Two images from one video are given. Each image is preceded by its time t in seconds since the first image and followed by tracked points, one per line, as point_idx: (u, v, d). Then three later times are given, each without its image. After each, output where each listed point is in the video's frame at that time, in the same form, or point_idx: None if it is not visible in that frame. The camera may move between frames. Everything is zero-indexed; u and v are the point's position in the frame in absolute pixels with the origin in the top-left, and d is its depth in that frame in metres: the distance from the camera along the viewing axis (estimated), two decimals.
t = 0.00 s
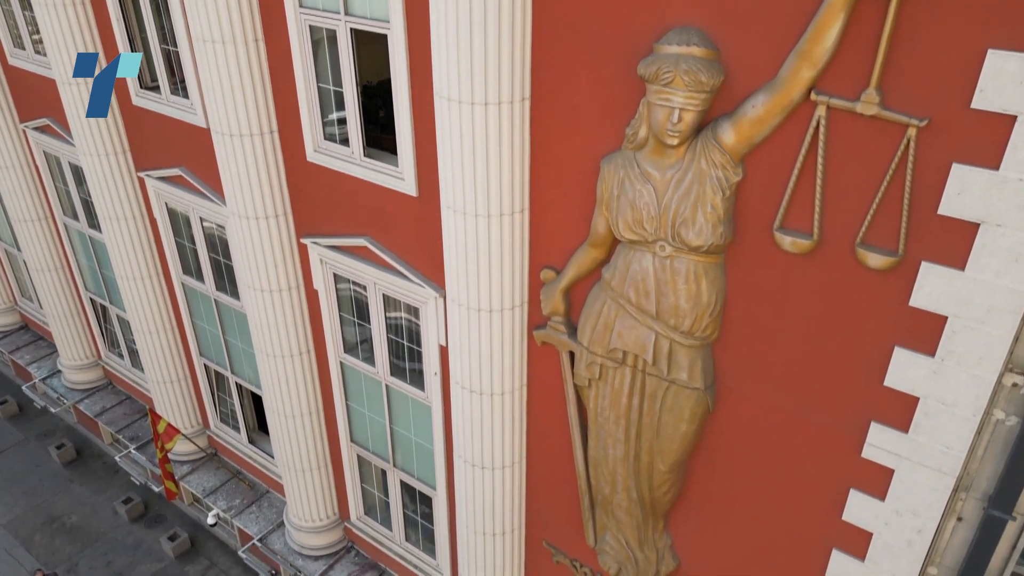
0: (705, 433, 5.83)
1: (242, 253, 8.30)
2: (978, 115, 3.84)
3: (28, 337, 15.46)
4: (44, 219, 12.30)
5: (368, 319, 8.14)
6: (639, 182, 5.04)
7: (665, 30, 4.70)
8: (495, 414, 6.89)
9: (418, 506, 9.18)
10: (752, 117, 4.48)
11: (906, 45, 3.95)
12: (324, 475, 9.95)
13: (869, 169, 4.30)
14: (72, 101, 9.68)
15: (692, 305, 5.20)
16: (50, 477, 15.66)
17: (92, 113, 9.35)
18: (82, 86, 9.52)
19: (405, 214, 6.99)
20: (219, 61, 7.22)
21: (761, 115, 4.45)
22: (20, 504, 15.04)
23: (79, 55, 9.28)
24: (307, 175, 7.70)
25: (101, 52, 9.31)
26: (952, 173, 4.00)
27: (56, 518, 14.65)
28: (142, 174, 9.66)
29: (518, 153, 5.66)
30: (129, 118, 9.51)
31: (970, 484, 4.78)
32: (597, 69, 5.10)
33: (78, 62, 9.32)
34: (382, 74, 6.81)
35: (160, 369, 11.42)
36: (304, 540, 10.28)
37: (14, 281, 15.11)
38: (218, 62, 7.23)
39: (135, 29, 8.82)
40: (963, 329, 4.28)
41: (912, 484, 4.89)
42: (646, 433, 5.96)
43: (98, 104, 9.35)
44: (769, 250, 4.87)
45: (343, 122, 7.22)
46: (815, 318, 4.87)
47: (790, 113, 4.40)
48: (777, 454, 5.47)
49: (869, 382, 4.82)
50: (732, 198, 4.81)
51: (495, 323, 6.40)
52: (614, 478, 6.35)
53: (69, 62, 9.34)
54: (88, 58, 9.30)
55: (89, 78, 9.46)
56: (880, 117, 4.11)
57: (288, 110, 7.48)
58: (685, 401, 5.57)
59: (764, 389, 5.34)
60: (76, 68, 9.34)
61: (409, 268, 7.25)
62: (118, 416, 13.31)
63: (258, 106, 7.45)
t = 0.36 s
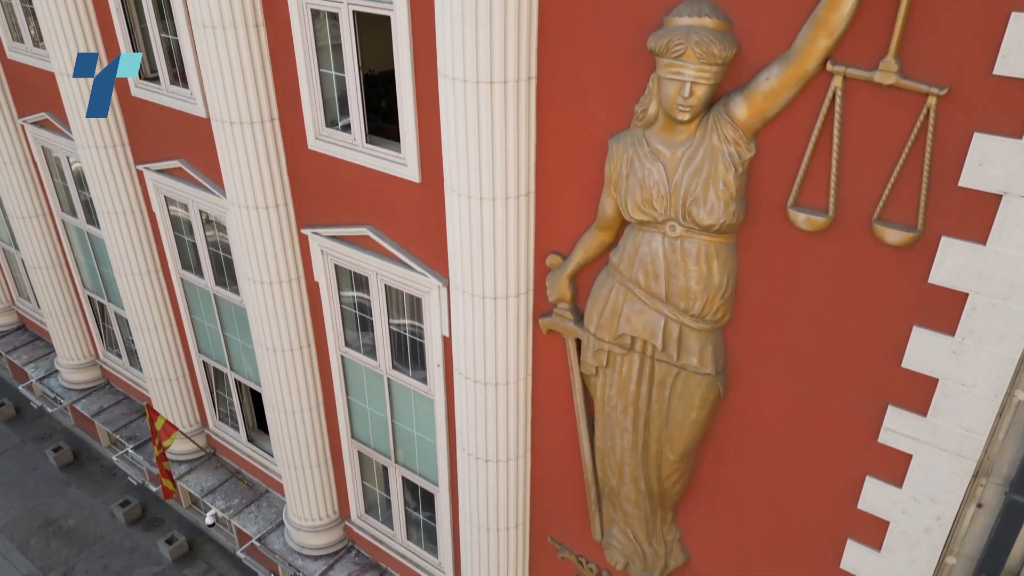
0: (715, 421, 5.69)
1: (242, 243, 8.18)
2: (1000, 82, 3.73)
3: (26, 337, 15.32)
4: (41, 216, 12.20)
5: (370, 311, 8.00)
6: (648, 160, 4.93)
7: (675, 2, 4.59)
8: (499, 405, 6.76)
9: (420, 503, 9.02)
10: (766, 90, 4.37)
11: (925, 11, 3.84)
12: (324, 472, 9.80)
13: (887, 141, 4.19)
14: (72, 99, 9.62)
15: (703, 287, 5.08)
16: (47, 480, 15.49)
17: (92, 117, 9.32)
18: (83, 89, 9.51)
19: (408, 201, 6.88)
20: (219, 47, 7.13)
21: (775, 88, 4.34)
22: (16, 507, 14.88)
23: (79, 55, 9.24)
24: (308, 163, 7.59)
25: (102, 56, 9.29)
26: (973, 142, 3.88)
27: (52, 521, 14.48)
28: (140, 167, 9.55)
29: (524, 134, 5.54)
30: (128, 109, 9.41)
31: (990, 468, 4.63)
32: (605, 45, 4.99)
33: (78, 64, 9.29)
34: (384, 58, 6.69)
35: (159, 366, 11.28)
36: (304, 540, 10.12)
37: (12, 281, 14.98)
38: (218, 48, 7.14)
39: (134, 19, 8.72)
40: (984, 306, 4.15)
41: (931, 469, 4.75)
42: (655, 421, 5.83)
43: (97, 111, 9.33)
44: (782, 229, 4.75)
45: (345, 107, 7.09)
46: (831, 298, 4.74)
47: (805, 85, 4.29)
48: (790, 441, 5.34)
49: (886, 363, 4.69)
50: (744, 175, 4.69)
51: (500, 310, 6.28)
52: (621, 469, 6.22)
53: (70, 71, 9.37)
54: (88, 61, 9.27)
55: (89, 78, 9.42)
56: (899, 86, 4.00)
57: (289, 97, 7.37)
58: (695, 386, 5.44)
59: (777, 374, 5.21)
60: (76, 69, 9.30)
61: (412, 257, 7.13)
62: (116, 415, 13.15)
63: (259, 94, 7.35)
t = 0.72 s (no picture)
0: (725, 406, 5.55)
1: (241, 233, 8.06)
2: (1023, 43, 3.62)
3: (22, 337, 15.16)
4: (39, 211, 12.08)
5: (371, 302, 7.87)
6: (657, 135, 4.81)
7: None
8: (503, 394, 6.62)
9: (421, 499, 8.86)
10: (779, 58, 4.26)
11: None
12: (323, 469, 9.63)
13: (905, 109, 4.07)
14: (72, 97, 9.52)
15: (714, 267, 4.95)
16: (42, 483, 15.31)
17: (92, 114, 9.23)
18: (84, 84, 9.39)
19: (410, 187, 6.75)
20: (218, 31, 7.02)
21: (789, 56, 4.22)
22: (11, 509, 14.69)
23: (80, 55, 9.15)
24: (309, 150, 7.47)
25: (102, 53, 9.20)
26: (995, 108, 3.77)
27: (48, 524, 14.29)
28: (139, 158, 9.44)
29: (530, 112, 5.43)
30: (126, 100, 9.30)
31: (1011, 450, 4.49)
32: (614, 17, 4.88)
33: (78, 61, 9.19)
34: (387, 41, 6.58)
35: (156, 363, 11.12)
36: (303, 538, 9.95)
37: (8, 279, 14.82)
38: (217, 32, 7.03)
39: (133, 7, 8.61)
40: (1007, 279, 4.03)
41: (950, 451, 4.61)
42: (664, 407, 5.69)
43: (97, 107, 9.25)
44: (796, 204, 4.63)
45: (346, 92, 6.95)
46: (846, 275, 4.61)
47: (820, 52, 4.17)
48: (803, 426, 5.20)
49: (903, 342, 4.56)
50: (757, 148, 4.57)
51: (504, 296, 6.15)
52: (628, 459, 6.07)
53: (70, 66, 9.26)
54: (88, 58, 9.19)
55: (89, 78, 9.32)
56: (918, 51, 3.89)
57: (289, 82, 7.26)
58: (705, 369, 5.30)
59: (790, 356, 5.07)
60: (76, 70, 9.22)
61: (414, 244, 7.00)
62: (113, 415, 12.98)
63: (259, 79, 7.23)
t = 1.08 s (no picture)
0: (736, 389, 5.42)
1: (240, 221, 7.95)
2: None
3: (18, 336, 15.00)
4: (37, 206, 11.97)
5: (372, 291, 7.74)
6: (667, 106, 4.70)
7: None
8: (507, 380, 6.49)
9: (423, 493, 8.70)
10: (794, 23, 4.15)
11: None
12: (323, 465, 9.48)
13: (924, 73, 3.96)
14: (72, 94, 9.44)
15: (726, 242, 4.83)
16: (39, 485, 15.12)
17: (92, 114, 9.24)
18: (83, 84, 9.32)
19: (413, 170, 6.63)
20: (218, 12, 6.92)
21: (804, 20, 4.12)
22: (7, 512, 14.51)
23: (80, 55, 9.09)
24: (309, 135, 7.36)
25: (102, 53, 9.13)
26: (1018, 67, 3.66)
27: (43, 527, 14.11)
28: (137, 149, 9.33)
29: (535, 87, 5.32)
30: (125, 88, 9.19)
31: None
32: None
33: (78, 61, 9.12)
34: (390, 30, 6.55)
35: (154, 358, 10.98)
36: (302, 535, 9.79)
37: (5, 277, 14.69)
38: (217, 14, 6.93)
39: None
40: None
41: (970, 429, 4.47)
42: (673, 390, 5.55)
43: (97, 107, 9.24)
44: (810, 175, 4.52)
45: (347, 74, 6.83)
46: (862, 247, 4.49)
47: (836, 16, 4.07)
48: (817, 407, 5.06)
49: (922, 316, 4.43)
50: (770, 118, 4.46)
51: (508, 278, 6.03)
52: (636, 445, 5.93)
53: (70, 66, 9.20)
54: (88, 58, 9.12)
55: (89, 78, 9.25)
56: (938, 11, 3.78)
57: (289, 66, 7.15)
58: (715, 350, 5.17)
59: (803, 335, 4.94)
60: (76, 70, 9.16)
61: (417, 230, 6.88)
62: (110, 413, 12.82)
63: (259, 62, 7.13)
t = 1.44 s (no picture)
0: (748, 368, 5.29)
1: (240, 207, 7.85)
2: None
3: (15, 333, 14.85)
4: (35, 200, 11.86)
5: (373, 278, 7.61)
6: (678, 74, 4.60)
7: None
8: (512, 365, 6.37)
9: (425, 486, 8.55)
10: None
11: None
12: (323, 458, 9.33)
13: (944, 33, 3.86)
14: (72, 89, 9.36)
15: (738, 215, 4.72)
16: (35, 486, 14.95)
17: (92, 114, 9.19)
18: (83, 83, 9.25)
19: (416, 151, 6.53)
20: None
21: None
22: (3, 513, 14.33)
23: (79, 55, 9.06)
24: (311, 118, 7.25)
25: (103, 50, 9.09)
26: None
27: (40, 528, 13.93)
28: (137, 138, 9.22)
29: (542, 59, 5.22)
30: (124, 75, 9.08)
31: None
32: None
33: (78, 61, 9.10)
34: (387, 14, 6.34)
35: (152, 352, 10.84)
36: (301, 531, 9.62)
37: (3, 274, 14.56)
38: None
39: None
40: None
41: (991, 404, 4.35)
42: (683, 370, 5.42)
43: (98, 103, 9.19)
44: (825, 144, 4.42)
45: (349, 54, 6.71)
46: (879, 217, 4.38)
47: None
48: (832, 385, 4.94)
49: (940, 286, 4.32)
50: (784, 84, 4.36)
51: (513, 259, 5.91)
52: (644, 429, 5.80)
53: (70, 61, 9.12)
54: (88, 59, 9.09)
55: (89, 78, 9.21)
56: None
57: (290, 47, 7.05)
58: (727, 327, 5.05)
59: (818, 310, 4.82)
60: (76, 70, 9.11)
61: (420, 213, 6.77)
62: (108, 409, 12.66)
63: (260, 43, 7.03)
